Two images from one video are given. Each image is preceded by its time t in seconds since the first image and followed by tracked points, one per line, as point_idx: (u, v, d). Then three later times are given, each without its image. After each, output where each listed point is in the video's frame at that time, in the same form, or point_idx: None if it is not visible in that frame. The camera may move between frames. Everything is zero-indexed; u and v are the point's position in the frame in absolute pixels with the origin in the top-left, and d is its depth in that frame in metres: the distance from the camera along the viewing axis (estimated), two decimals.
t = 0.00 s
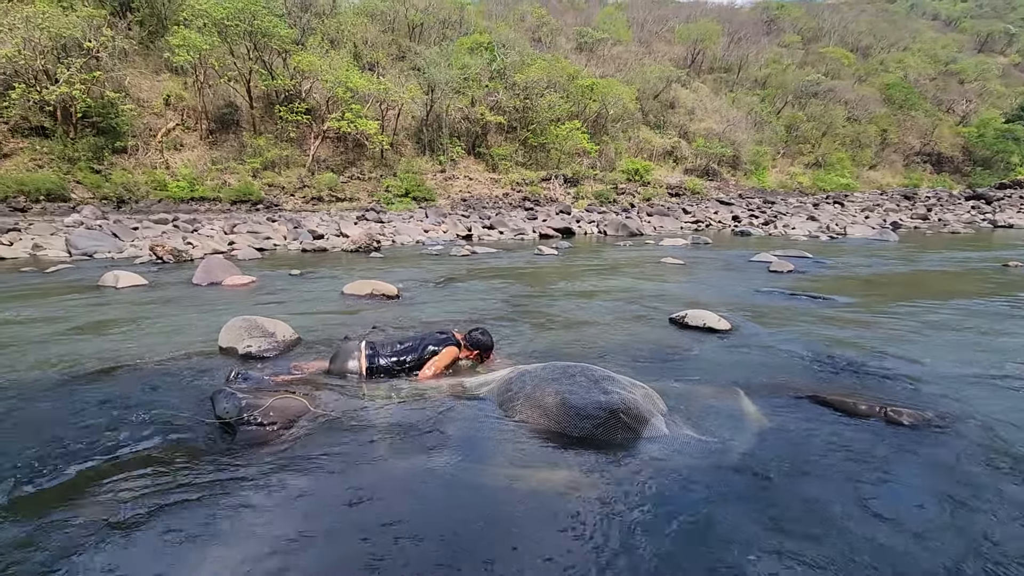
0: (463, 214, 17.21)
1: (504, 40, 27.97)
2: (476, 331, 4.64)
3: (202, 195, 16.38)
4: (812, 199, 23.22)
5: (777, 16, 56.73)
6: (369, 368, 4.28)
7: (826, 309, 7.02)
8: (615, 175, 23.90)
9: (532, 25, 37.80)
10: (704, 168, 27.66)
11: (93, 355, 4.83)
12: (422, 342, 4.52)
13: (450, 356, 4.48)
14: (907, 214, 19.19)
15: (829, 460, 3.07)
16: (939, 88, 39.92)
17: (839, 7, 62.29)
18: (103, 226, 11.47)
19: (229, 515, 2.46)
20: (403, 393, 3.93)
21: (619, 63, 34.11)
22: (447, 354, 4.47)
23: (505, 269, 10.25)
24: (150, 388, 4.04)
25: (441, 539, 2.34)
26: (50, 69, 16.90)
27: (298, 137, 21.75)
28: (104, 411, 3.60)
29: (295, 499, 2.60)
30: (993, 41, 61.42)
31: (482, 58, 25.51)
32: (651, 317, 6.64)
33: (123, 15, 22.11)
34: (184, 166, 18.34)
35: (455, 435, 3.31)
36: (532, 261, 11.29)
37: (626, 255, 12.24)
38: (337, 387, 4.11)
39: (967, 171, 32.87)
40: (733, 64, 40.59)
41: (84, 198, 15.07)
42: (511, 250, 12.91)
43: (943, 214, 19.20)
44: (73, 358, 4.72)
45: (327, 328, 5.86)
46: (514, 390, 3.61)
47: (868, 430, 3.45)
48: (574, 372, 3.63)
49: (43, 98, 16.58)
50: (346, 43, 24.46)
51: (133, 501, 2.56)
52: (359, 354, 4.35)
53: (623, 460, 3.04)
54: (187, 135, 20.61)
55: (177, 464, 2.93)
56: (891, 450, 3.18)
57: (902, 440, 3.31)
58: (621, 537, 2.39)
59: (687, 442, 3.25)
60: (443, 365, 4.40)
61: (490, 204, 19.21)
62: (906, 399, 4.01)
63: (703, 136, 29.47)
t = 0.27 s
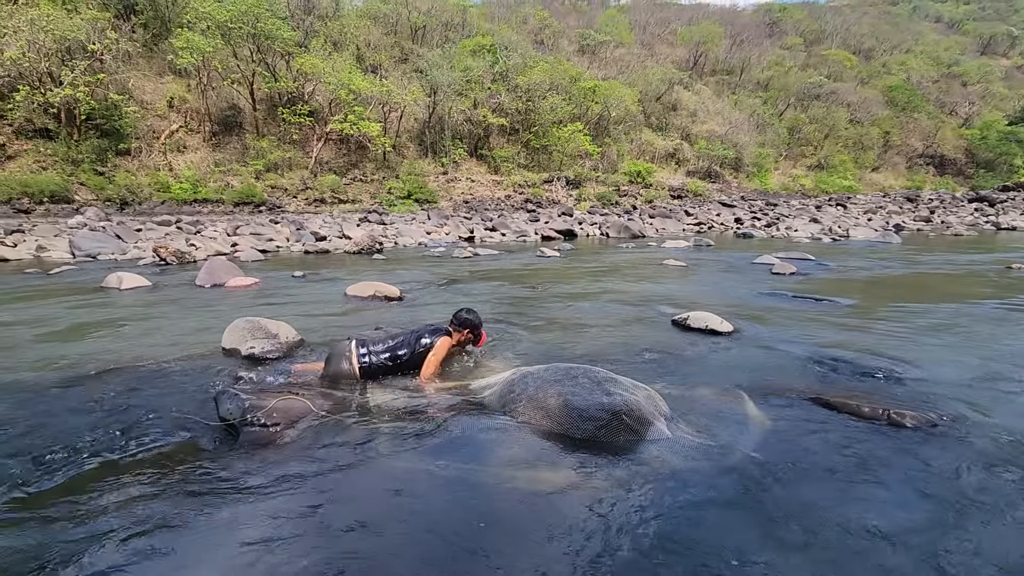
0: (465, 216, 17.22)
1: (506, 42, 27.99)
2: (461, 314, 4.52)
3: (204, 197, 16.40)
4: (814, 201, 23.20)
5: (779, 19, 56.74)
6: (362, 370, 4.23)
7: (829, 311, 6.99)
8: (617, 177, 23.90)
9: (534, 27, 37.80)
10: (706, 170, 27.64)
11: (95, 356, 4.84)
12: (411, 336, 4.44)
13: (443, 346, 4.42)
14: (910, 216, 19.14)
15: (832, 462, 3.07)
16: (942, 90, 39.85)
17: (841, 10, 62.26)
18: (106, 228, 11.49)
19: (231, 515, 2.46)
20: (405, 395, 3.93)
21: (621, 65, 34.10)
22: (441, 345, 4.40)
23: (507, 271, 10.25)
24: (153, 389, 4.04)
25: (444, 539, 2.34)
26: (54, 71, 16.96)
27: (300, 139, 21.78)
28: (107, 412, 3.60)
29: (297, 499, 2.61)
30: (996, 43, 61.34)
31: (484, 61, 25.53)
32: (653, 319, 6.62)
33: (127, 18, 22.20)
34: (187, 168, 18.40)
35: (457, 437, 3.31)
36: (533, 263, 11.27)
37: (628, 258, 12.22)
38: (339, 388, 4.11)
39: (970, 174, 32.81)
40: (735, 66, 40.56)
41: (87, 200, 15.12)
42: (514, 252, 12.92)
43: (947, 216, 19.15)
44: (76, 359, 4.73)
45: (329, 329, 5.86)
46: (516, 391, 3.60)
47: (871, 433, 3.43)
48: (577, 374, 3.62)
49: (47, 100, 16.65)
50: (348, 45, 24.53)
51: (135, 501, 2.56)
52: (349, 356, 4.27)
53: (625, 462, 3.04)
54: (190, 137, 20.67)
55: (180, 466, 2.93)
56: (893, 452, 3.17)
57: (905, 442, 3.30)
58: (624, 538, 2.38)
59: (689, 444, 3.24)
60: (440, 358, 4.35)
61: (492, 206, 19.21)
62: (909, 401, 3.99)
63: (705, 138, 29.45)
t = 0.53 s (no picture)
0: (466, 218, 17.24)
1: (507, 44, 27.99)
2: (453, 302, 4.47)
3: (205, 198, 16.41)
4: (814, 202, 23.21)
5: (780, 20, 56.79)
6: (360, 368, 4.25)
7: (830, 312, 6.99)
8: (618, 179, 23.92)
9: (535, 28, 37.82)
10: (707, 171, 27.64)
11: (97, 357, 4.85)
12: (404, 329, 4.47)
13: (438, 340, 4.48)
14: (911, 217, 19.12)
15: (833, 463, 3.07)
16: (943, 91, 39.85)
17: (842, 11, 62.26)
18: (108, 229, 11.52)
19: (232, 515, 2.47)
20: (406, 396, 3.94)
21: (621, 66, 34.11)
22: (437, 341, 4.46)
23: (509, 272, 10.29)
24: (155, 389, 4.04)
25: (445, 539, 2.35)
26: (56, 73, 17.00)
27: (302, 141, 21.80)
28: (110, 412, 3.62)
29: (298, 499, 2.62)
30: (997, 44, 61.29)
31: (485, 62, 25.55)
32: (654, 321, 6.61)
33: (128, 19, 22.27)
34: (188, 170, 18.44)
35: (457, 437, 3.32)
36: (534, 264, 11.27)
37: (629, 259, 12.21)
38: (341, 388, 4.12)
39: (971, 175, 32.79)
40: (736, 68, 40.57)
41: (88, 201, 15.15)
42: (514, 253, 12.93)
43: (947, 218, 19.15)
44: (77, 359, 4.74)
45: (329, 330, 5.85)
46: (517, 392, 3.60)
47: (872, 434, 3.43)
48: (577, 375, 3.62)
49: (49, 102, 16.70)
50: (349, 47, 24.59)
51: (137, 501, 2.57)
52: (345, 352, 4.26)
53: (624, 463, 3.04)
54: (191, 138, 20.71)
55: (181, 466, 2.94)
56: (894, 454, 3.16)
57: (905, 444, 3.29)
58: (624, 539, 2.39)
59: (690, 445, 3.25)
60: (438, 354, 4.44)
61: (492, 207, 19.23)
62: (910, 403, 3.98)
63: (706, 139, 29.45)
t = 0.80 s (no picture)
0: (466, 218, 17.25)
1: (507, 45, 28.00)
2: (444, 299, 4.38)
3: (205, 198, 16.42)
4: (814, 202, 23.22)
5: (779, 21, 56.83)
6: (350, 368, 4.18)
7: (830, 313, 6.99)
8: (618, 179, 23.94)
9: (535, 29, 37.81)
10: (706, 171, 27.64)
11: (95, 357, 4.85)
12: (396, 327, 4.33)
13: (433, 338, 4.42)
14: (910, 217, 19.15)
15: (831, 464, 3.08)
16: (943, 91, 39.85)
17: (842, 11, 62.28)
18: (107, 229, 11.52)
19: (230, 516, 2.47)
20: (405, 396, 3.94)
21: (621, 67, 34.12)
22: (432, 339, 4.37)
23: (509, 272, 10.29)
24: (154, 390, 4.05)
25: (443, 540, 2.35)
26: (57, 73, 17.00)
27: (301, 141, 21.81)
28: (108, 413, 3.62)
29: (295, 500, 2.61)
30: (997, 44, 61.29)
31: (485, 62, 25.56)
32: (654, 321, 6.60)
33: (128, 20, 22.29)
34: (188, 170, 18.44)
35: (456, 438, 3.32)
36: (534, 265, 11.27)
37: (629, 259, 12.21)
38: (340, 389, 4.12)
39: (971, 175, 32.82)
40: (736, 68, 40.59)
41: (88, 202, 15.16)
42: (514, 254, 12.93)
43: (947, 218, 19.16)
44: (76, 360, 4.75)
45: (328, 331, 5.85)
46: (517, 392, 3.60)
47: (871, 435, 3.43)
48: (577, 375, 3.62)
49: (49, 102, 16.71)
50: (349, 47, 24.61)
51: (135, 502, 2.57)
52: (336, 351, 4.17)
53: (624, 464, 3.04)
54: (191, 139, 20.72)
55: (179, 466, 2.94)
56: (893, 454, 3.16)
57: (905, 444, 3.30)
58: (621, 540, 2.39)
59: (688, 445, 3.25)
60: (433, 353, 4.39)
61: (492, 208, 19.25)
62: (909, 403, 3.99)
63: (705, 140, 29.47)
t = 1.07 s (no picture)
0: (465, 218, 17.24)
1: (506, 45, 27.98)
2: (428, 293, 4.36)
3: (204, 198, 16.41)
4: (813, 202, 23.21)
5: (779, 21, 56.84)
6: (343, 372, 4.03)
7: (829, 312, 6.99)
8: (617, 179, 23.93)
9: (534, 29, 37.78)
10: (706, 171, 27.64)
11: (94, 357, 4.84)
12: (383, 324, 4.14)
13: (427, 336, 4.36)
14: (910, 217, 19.15)
15: (832, 463, 3.07)
16: (942, 91, 39.86)
17: (841, 11, 62.30)
18: (106, 229, 11.50)
19: (229, 517, 2.46)
20: (405, 396, 3.94)
21: (621, 67, 34.10)
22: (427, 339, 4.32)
23: (509, 272, 10.28)
24: (151, 390, 4.04)
25: (443, 540, 2.35)
26: (55, 73, 16.96)
27: (301, 141, 21.79)
28: (106, 413, 3.61)
29: (294, 501, 2.60)
30: (997, 44, 61.28)
31: (484, 62, 25.54)
32: (654, 321, 6.60)
33: (127, 19, 22.25)
34: (187, 170, 18.40)
35: (455, 438, 3.31)
36: (534, 265, 11.26)
37: (628, 259, 12.20)
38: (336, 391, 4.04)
39: (970, 175, 32.83)
40: (735, 68, 40.60)
41: (87, 202, 15.13)
42: (513, 254, 12.92)
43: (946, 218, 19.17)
44: (74, 360, 4.74)
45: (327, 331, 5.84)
46: (517, 392, 3.61)
47: (870, 434, 3.44)
48: (576, 375, 3.63)
49: (48, 102, 16.68)
50: (349, 47, 24.59)
51: (133, 502, 2.57)
52: (325, 358, 4.01)
53: (623, 463, 3.04)
54: (190, 138, 20.70)
55: (178, 466, 2.93)
56: (891, 454, 3.17)
57: (903, 444, 3.30)
58: (622, 539, 2.39)
59: (688, 446, 3.25)
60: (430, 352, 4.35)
61: (492, 208, 19.25)
62: (908, 403, 3.99)
63: (705, 140, 29.47)
